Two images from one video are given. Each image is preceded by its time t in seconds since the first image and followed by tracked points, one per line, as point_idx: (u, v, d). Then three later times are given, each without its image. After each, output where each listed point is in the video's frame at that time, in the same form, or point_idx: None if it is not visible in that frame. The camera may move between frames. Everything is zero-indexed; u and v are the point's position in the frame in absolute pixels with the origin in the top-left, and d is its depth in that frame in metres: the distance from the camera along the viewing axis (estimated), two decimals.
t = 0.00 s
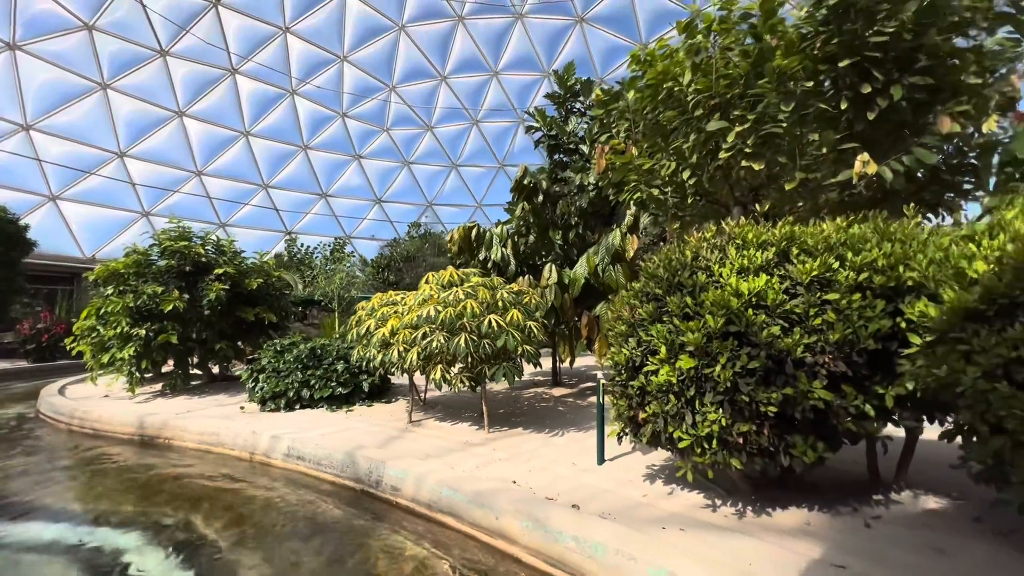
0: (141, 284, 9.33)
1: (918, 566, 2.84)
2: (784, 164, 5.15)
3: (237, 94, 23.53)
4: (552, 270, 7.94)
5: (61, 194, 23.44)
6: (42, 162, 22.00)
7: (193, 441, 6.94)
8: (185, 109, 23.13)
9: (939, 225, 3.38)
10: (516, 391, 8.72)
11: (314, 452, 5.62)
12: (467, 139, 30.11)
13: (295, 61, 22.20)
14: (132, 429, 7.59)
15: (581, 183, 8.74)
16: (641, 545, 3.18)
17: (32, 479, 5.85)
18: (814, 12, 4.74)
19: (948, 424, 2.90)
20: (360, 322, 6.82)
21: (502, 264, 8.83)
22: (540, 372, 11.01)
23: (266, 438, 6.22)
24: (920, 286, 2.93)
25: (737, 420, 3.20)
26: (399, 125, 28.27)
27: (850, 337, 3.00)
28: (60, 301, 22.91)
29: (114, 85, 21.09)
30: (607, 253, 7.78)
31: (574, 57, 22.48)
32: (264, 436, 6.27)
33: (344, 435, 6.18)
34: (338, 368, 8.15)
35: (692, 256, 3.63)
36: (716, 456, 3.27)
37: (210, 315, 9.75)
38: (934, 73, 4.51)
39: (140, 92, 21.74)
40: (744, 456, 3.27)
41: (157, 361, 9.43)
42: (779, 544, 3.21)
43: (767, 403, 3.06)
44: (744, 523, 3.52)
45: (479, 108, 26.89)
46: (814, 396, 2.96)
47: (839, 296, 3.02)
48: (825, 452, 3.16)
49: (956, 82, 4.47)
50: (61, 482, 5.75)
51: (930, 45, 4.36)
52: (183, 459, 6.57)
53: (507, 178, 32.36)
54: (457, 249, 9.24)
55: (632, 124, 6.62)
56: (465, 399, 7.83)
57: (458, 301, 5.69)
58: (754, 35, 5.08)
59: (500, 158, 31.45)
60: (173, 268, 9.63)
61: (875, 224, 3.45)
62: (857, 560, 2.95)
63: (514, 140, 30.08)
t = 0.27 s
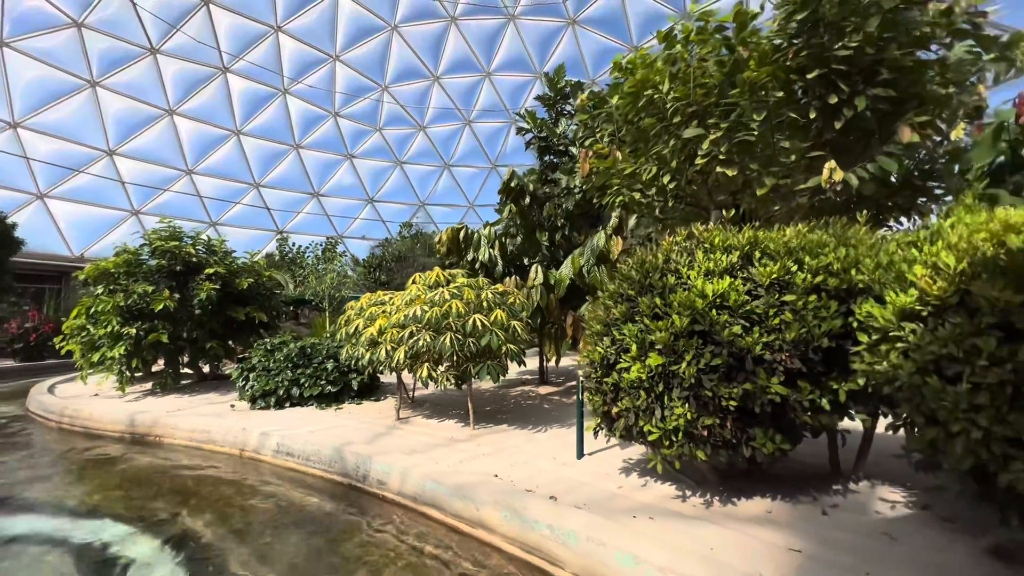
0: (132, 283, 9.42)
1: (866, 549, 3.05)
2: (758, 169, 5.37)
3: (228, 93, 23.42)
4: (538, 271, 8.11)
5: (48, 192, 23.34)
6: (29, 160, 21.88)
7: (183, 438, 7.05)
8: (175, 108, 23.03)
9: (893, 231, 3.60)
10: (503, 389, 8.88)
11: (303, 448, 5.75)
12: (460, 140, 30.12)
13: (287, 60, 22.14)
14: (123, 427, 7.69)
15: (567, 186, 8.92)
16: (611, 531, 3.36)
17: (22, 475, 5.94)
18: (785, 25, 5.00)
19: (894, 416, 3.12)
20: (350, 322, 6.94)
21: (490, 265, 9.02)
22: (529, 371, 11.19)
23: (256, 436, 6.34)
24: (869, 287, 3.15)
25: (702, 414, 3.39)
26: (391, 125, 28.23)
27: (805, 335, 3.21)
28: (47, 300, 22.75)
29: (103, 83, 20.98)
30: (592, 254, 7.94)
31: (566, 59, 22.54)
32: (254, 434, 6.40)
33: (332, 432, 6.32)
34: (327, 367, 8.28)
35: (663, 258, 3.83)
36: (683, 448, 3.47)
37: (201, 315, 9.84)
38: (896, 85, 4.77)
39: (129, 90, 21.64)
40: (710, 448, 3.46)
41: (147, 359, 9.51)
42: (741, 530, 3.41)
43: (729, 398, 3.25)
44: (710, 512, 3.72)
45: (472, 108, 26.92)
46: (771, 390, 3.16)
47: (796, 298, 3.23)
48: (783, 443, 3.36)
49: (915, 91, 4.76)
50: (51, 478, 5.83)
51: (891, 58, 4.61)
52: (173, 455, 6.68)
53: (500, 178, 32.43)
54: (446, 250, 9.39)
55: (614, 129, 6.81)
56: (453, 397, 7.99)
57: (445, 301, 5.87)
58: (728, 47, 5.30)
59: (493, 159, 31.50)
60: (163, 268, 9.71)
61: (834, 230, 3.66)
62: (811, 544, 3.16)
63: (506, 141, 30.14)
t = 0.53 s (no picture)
0: (122, 283, 9.47)
1: (820, 534, 3.26)
2: (732, 175, 5.59)
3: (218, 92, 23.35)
4: (524, 272, 8.28)
5: (35, 191, 23.15)
6: (16, 158, 21.70)
7: (173, 437, 7.14)
8: (165, 107, 22.95)
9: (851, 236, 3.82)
10: (490, 389, 9.03)
11: (291, 445, 5.88)
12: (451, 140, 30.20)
13: (278, 60, 22.13)
14: (112, 426, 7.76)
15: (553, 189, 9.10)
16: (584, 520, 3.54)
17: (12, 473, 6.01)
18: (759, 38, 5.20)
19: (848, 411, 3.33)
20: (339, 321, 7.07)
21: (478, 266, 9.19)
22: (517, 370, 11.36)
23: (245, 434, 6.46)
24: (825, 290, 3.36)
25: (670, 409, 3.58)
26: (383, 125, 28.27)
27: (766, 335, 3.41)
28: (34, 300, 22.55)
29: (92, 81, 20.86)
30: (577, 256, 8.07)
31: (558, 61, 22.70)
32: (244, 432, 6.52)
33: (321, 430, 6.45)
34: (316, 366, 8.40)
35: (636, 261, 4.02)
36: (653, 442, 3.66)
37: (191, 315, 9.91)
38: (862, 96, 5.00)
39: (118, 88, 21.53)
40: (679, 441, 3.65)
41: (137, 359, 9.57)
42: (707, 519, 3.60)
43: (695, 394, 3.45)
44: (680, 502, 3.92)
45: (464, 109, 27.04)
46: (734, 386, 3.36)
47: (758, 300, 3.43)
48: (747, 436, 3.56)
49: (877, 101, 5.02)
50: (41, 476, 5.92)
51: (856, 72, 4.85)
52: (163, 453, 6.78)
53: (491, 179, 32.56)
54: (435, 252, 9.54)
55: (597, 135, 7.00)
56: (440, 396, 8.14)
57: (431, 301, 6.04)
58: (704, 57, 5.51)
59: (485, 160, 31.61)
60: (154, 268, 9.77)
61: (797, 235, 3.88)
62: (771, 531, 3.36)
63: (498, 143, 30.27)
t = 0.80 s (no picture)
0: (111, 284, 9.53)
1: (780, 523, 3.46)
2: (709, 181, 5.81)
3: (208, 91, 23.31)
4: (511, 274, 8.46)
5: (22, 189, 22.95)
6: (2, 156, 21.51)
7: (163, 435, 7.22)
8: (154, 106, 22.86)
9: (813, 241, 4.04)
10: (478, 388, 9.19)
11: (280, 443, 6.01)
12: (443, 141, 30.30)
13: (269, 60, 22.14)
14: (102, 425, 7.83)
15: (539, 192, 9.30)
16: (560, 511, 3.73)
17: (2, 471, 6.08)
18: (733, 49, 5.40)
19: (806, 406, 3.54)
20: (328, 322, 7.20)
21: (466, 268, 9.36)
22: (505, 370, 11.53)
23: (235, 432, 6.57)
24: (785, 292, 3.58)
25: (642, 405, 3.78)
26: (375, 126, 28.31)
27: (731, 335, 3.62)
28: (21, 299, 22.34)
29: (80, 79, 20.75)
30: (564, 258, 8.18)
31: (549, 64, 22.89)
32: (233, 430, 6.63)
33: (310, 428, 6.58)
34: (305, 366, 8.52)
35: (612, 265, 4.21)
36: (626, 436, 3.85)
37: (181, 315, 9.98)
38: (830, 107, 5.26)
39: (107, 87, 21.43)
40: (650, 436, 3.85)
41: (126, 359, 9.61)
42: (677, 509, 3.80)
43: (664, 390, 3.65)
44: (653, 494, 4.11)
45: (455, 111, 27.17)
46: (700, 383, 3.57)
47: (723, 301, 3.64)
48: (714, 431, 3.77)
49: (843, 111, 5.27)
50: (31, 474, 5.98)
51: (823, 85, 5.10)
52: (152, 452, 6.87)
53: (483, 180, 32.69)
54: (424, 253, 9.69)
55: (580, 140, 7.20)
56: (428, 395, 8.30)
57: (418, 302, 6.20)
58: (681, 68, 5.72)
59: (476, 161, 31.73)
60: (143, 268, 9.82)
61: (762, 241, 4.10)
62: (734, 520, 3.56)
63: (489, 144, 30.42)
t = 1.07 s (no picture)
0: (101, 285, 9.59)
1: (743, 513, 3.67)
2: (686, 187, 6.02)
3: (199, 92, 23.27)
4: (498, 275, 8.63)
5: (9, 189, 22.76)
6: None
7: (152, 435, 7.31)
8: (143, 106, 22.78)
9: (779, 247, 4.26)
10: (466, 388, 9.32)
11: (269, 441, 6.14)
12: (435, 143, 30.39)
13: (260, 60, 22.15)
14: (92, 425, 7.89)
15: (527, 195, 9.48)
16: (537, 503, 3.91)
17: None
18: (709, 61, 5.62)
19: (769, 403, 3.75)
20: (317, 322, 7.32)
21: (454, 270, 9.52)
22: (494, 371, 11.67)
23: (224, 432, 6.68)
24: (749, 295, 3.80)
25: (615, 403, 3.97)
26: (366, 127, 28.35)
27: (699, 336, 3.83)
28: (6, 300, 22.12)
29: (68, 78, 20.65)
30: (549, 260, 8.25)
31: (541, 67, 23.06)
32: (223, 429, 6.74)
33: (299, 427, 6.70)
34: (295, 366, 8.63)
35: (589, 268, 4.40)
36: (600, 432, 4.04)
37: (170, 316, 10.05)
38: (801, 117, 5.50)
39: (96, 86, 21.34)
40: (624, 431, 4.04)
41: (115, 360, 9.66)
42: (649, 501, 4.00)
43: (635, 388, 3.85)
44: (627, 487, 4.31)
45: (447, 112, 27.29)
46: (669, 381, 3.77)
47: (692, 303, 3.85)
48: (683, 426, 3.97)
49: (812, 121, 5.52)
50: (20, 472, 6.06)
51: (793, 96, 5.33)
52: (142, 451, 6.96)
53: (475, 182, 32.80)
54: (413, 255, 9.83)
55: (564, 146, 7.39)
56: (415, 395, 8.44)
57: (405, 303, 6.36)
58: (660, 78, 5.93)
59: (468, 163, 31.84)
60: (133, 270, 9.87)
61: (730, 246, 4.32)
62: (701, 510, 3.76)
63: (481, 146, 30.55)
